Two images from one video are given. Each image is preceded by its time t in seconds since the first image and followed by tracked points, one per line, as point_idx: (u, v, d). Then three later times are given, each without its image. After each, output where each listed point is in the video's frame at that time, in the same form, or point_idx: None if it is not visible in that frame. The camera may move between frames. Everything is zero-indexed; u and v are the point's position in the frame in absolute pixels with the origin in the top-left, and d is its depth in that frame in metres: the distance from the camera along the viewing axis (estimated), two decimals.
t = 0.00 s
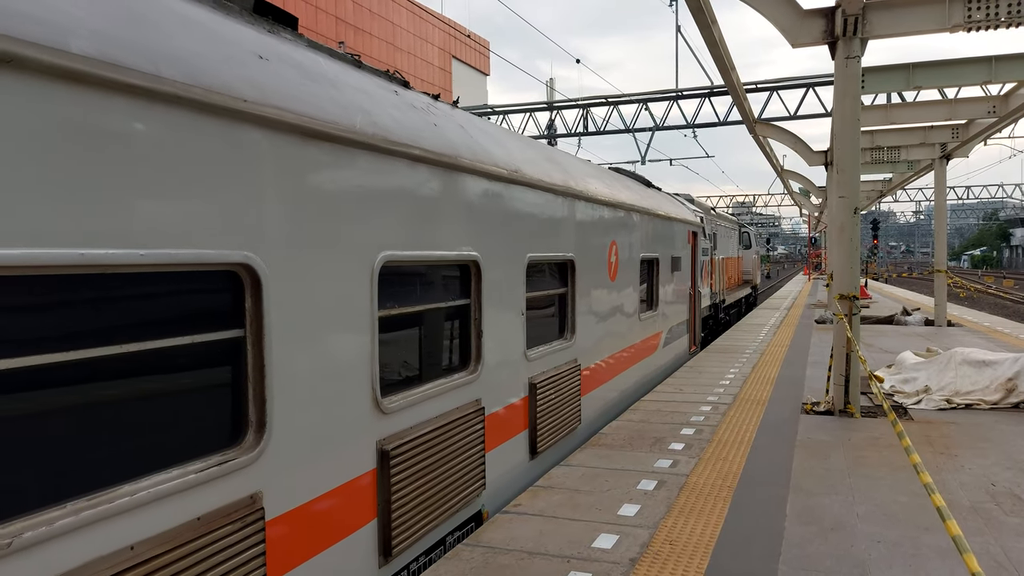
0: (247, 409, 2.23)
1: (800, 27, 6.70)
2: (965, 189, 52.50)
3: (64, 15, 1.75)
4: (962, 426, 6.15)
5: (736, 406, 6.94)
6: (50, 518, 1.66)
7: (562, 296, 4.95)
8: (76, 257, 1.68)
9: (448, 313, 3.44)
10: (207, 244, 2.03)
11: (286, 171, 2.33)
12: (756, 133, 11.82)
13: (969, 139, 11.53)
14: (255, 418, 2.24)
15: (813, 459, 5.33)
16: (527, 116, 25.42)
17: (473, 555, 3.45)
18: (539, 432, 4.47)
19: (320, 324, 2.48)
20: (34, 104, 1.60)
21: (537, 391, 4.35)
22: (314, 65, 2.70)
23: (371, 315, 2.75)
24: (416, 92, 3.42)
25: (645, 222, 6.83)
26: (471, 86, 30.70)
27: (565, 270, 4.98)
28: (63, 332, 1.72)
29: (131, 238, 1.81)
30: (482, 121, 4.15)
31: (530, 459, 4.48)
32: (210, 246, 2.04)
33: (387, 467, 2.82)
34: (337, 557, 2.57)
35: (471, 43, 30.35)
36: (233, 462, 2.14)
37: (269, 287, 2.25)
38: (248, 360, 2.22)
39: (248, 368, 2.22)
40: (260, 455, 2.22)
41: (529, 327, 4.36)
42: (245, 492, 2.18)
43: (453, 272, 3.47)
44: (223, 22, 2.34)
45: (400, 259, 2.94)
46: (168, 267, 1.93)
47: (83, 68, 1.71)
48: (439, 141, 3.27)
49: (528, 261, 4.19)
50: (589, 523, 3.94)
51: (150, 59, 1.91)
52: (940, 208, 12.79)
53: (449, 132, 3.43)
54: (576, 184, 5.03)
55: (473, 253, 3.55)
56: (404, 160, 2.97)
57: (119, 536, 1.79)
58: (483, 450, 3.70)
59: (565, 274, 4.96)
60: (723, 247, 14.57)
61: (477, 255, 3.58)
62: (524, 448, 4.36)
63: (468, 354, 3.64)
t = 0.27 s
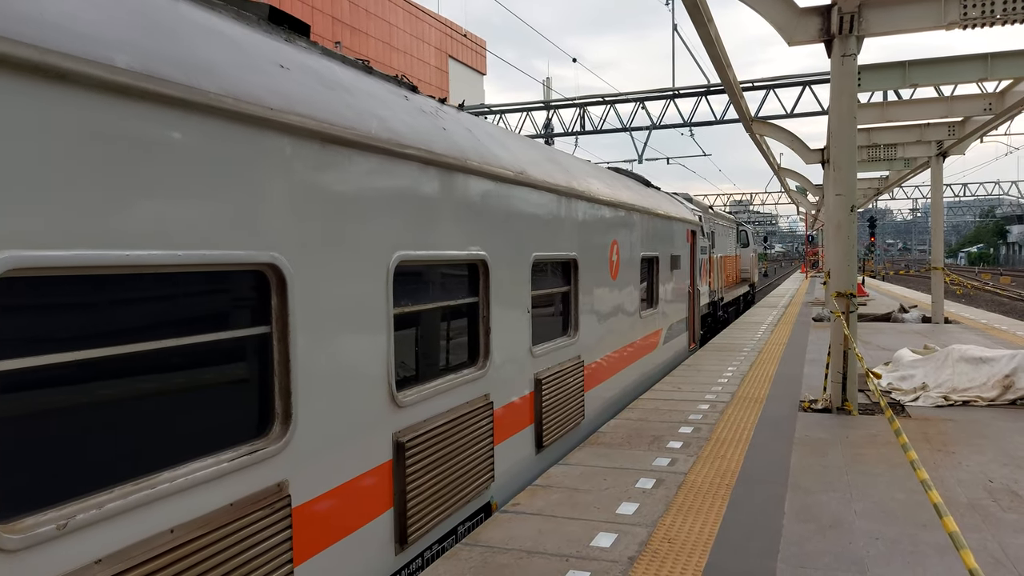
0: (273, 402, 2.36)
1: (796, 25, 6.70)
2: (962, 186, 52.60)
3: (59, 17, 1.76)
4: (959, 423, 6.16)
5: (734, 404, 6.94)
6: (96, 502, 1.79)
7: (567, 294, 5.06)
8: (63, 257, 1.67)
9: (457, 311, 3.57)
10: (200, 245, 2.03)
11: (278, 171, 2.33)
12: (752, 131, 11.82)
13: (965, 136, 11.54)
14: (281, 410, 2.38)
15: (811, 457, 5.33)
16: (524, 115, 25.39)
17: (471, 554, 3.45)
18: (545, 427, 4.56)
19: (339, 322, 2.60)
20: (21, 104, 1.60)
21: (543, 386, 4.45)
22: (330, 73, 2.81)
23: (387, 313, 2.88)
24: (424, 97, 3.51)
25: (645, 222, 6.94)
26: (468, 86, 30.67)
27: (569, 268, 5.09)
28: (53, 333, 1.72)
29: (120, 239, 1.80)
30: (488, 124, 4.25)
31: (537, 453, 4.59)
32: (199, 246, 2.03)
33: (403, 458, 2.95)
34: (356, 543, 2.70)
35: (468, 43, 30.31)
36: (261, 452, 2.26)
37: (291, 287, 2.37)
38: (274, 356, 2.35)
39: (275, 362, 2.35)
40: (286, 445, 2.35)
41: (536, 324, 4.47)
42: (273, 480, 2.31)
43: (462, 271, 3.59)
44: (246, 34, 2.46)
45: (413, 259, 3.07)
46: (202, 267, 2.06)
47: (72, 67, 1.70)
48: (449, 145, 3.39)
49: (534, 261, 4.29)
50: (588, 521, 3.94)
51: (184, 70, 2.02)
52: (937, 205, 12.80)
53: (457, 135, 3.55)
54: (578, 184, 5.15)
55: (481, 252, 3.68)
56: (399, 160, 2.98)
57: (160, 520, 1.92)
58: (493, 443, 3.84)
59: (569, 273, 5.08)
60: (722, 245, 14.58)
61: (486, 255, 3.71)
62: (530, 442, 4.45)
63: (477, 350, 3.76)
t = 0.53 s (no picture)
0: (299, 394, 2.48)
1: (793, 24, 6.70)
2: (959, 185, 52.71)
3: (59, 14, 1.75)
4: (956, 422, 6.17)
5: (732, 404, 6.94)
6: (142, 485, 1.90)
7: (570, 292, 5.22)
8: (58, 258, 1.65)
9: (467, 308, 3.69)
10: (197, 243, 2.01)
11: (276, 170, 2.32)
12: (749, 131, 11.83)
13: (962, 135, 11.56)
14: (305, 401, 2.49)
15: (808, 456, 5.33)
16: (521, 115, 25.35)
17: (469, 554, 3.44)
18: (549, 421, 4.70)
19: (359, 318, 2.72)
20: (17, 101, 1.58)
21: (548, 382, 4.60)
22: (347, 78, 2.90)
23: (403, 309, 3.00)
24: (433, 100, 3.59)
25: (644, 223, 7.10)
26: (465, 85, 30.65)
27: (573, 267, 5.25)
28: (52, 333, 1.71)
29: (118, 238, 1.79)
30: (495, 126, 4.36)
31: (542, 447, 4.74)
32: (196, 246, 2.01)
33: (418, 449, 3.08)
34: (374, 530, 2.82)
35: (465, 42, 30.30)
36: (289, 440, 2.38)
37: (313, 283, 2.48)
38: (299, 350, 2.46)
39: (300, 356, 2.47)
40: (311, 435, 2.47)
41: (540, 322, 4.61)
42: (299, 467, 2.43)
43: (471, 270, 3.71)
44: (269, 41, 2.55)
45: (427, 258, 3.19)
46: (234, 265, 2.17)
47: (68, 65, 1.69)
48: (459, 147, 3.50)
49: (539, 259, 4.42)
50: (586, 521, 3.94)
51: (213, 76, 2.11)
52: (934, 204, 12.83)
53: (467, 138, 3.66)
54: (581, 185, 5.27)
55: (490, 251, 3.80)
56: (396, 159, 2.97)
57: (199, 502, 2.03)
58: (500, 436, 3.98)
59: (573, 271, 5.23)
60: (719, 245, 14.57)
61: (495, 254, 3.84)
62: (536, 436, 4.60)
63: (485, 347, 3.88)
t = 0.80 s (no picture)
0: (323, 387, 2.62)
1: (791, 25, 6.71)
2: (957, 185, 52.76)
3: (52, 16, 1.76)
4: (954, 422, 6.18)
5: (730, 403, 6.95)
6: (184, 470, 2.03)
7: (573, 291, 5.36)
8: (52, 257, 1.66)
9: (477, 306, 3.82)
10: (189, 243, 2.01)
11: (272, 170, 2.32)
12: (748, 131, 11.83)
13: (960, 136, 11.57)
14: (329, 394, 2.62)
15: (806, 456, 5.34)
16: (520, 114, 25.32)
17: (468, 554, 3.44)
18: (555, 417, 4.86)
19: (377, 315, 2.85)
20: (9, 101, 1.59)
21: (554, 378, 4.76)
22: (363, 86, 3.02)
23: (418, 307, 3.14)
24: (444, 105, 3.70)
25: (645, 223, 7.21)
26: (464, 85, 30.62)
27: (576, 266, 5.40)
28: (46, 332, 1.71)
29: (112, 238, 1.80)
30: (503, 131, 4.50)
31: (548, 441, 4.90)
32: (190, 245, 2.02)
33: (432, 441, 3.23)
34: (391, 518, 2.96)
35: (465, 41, 30.28)
36: (315, 430, 2.52)
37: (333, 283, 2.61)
38: (323, 345, 2.60)
39: (324, 350, 2.60)
40: (335, 425, 2.60)
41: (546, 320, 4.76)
42: (324, 456, 2.57)
43: (481, 269, 3.84)
44: (292, 53, 2.68)
45: (441, 258, 3.33)
46: (241, 265, 2.22)
47: (62, 65, 1.70)
48: (470, 151, 3.62)
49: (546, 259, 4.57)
50: (584, 521, 3.94)
51: (243, 88, 2.25)
52: (932, 204, 12.83)
53: (477, 142, 3.78)
54: (585, 187, 5.39)
55: (499, 251, 3.93)
56: (393, 160, 2.97)
57: (234, 487, 2.17)
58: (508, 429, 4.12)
59: (577, 271, 5.38)
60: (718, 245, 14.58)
61: (504, 253, 3.98)
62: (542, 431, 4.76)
63: (495, 343, 4.02)
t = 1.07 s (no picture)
0: (346, 380, 2.74)
1: (790, 25, 6.71)
2: (956, 185, 52.80)
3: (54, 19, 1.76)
4: (953, 422, 6.19)
5: (728, 404, 6.95)
6: (223, 456, 2.16)
7: (578, 291, 5.48)
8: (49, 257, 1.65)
9: (486, 305, 3.96)
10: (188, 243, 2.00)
11: (270, 170, 2.32)
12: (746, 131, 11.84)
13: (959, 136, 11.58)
14: (353, 387, 2.75)
15: (805, 456, 5.34)
16: (519, 115, 25.31)
17: (466, 554, 3.44)
18: (562, 412, 5.01)
19: (396, 313, 2.98)
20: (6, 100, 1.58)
21: (560, 375, 4.90)
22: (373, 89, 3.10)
23: (432, 305, 3.27)
24: (454, 110, 3.84)
25: (646, 224, 7.30)
26: (463, 85, 30.62)
27: (581, 267, 5.52)
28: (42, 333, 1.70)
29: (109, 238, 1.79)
30: (511, 135, 4.64)
31: (554, 436, 5.04)
32: (187, 246, 2.00)
33: (447, 432, 3.37)
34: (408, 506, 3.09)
35: (463, 42, 30.29)
36: (340, 421, 2.65)
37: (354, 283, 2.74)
38: (346, 340, 2.73)
39: (348, 345, 2.73)
40: (357, 416, 2.73)
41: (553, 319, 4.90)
42: (348, 445, 2.69)
43: (490, 269, 3.98)
44: (315, 61, 2.80)
45: (454, 258, 3.47)
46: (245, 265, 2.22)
47: (59, 65, 1.69)
48: (479, 155, 3.76)
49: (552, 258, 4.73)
50: (583, 521, 3.94)
51: (276, 97, 2.38)
52: (931, 205, 12.84)
53: (486, 146, 3.92)
54: (588, 188, 5.52)
55: (507, 251, 4.07)
56: (392, 161, 2.97)
57: (268, 472, 2.30)
58: (518, 423, 4.26)
59: (581, 271, 5.50)
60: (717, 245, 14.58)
61: (513, 252, 4.12)
62: (549, 426, 4.90)
63: (503, 341, 4.15)
